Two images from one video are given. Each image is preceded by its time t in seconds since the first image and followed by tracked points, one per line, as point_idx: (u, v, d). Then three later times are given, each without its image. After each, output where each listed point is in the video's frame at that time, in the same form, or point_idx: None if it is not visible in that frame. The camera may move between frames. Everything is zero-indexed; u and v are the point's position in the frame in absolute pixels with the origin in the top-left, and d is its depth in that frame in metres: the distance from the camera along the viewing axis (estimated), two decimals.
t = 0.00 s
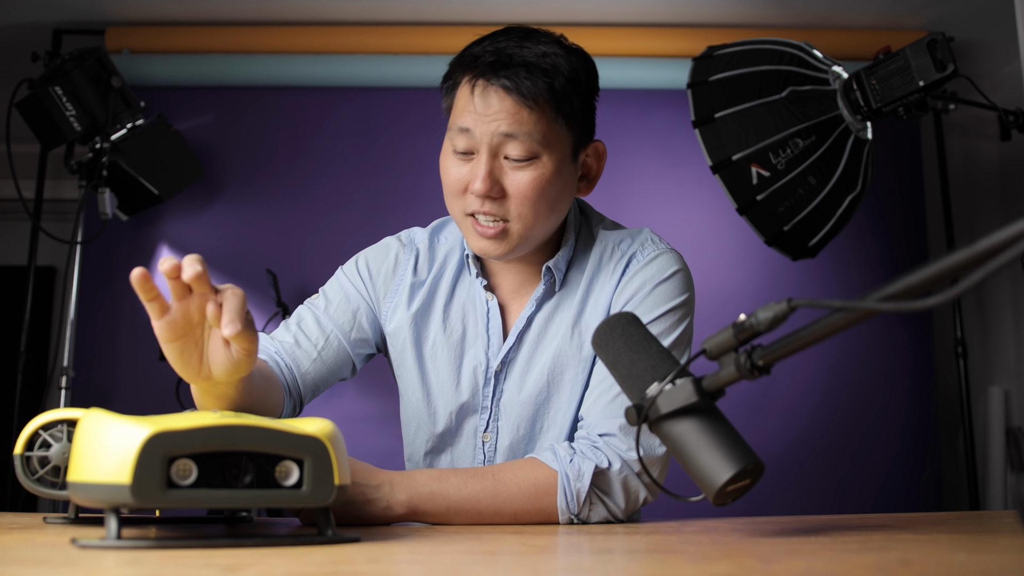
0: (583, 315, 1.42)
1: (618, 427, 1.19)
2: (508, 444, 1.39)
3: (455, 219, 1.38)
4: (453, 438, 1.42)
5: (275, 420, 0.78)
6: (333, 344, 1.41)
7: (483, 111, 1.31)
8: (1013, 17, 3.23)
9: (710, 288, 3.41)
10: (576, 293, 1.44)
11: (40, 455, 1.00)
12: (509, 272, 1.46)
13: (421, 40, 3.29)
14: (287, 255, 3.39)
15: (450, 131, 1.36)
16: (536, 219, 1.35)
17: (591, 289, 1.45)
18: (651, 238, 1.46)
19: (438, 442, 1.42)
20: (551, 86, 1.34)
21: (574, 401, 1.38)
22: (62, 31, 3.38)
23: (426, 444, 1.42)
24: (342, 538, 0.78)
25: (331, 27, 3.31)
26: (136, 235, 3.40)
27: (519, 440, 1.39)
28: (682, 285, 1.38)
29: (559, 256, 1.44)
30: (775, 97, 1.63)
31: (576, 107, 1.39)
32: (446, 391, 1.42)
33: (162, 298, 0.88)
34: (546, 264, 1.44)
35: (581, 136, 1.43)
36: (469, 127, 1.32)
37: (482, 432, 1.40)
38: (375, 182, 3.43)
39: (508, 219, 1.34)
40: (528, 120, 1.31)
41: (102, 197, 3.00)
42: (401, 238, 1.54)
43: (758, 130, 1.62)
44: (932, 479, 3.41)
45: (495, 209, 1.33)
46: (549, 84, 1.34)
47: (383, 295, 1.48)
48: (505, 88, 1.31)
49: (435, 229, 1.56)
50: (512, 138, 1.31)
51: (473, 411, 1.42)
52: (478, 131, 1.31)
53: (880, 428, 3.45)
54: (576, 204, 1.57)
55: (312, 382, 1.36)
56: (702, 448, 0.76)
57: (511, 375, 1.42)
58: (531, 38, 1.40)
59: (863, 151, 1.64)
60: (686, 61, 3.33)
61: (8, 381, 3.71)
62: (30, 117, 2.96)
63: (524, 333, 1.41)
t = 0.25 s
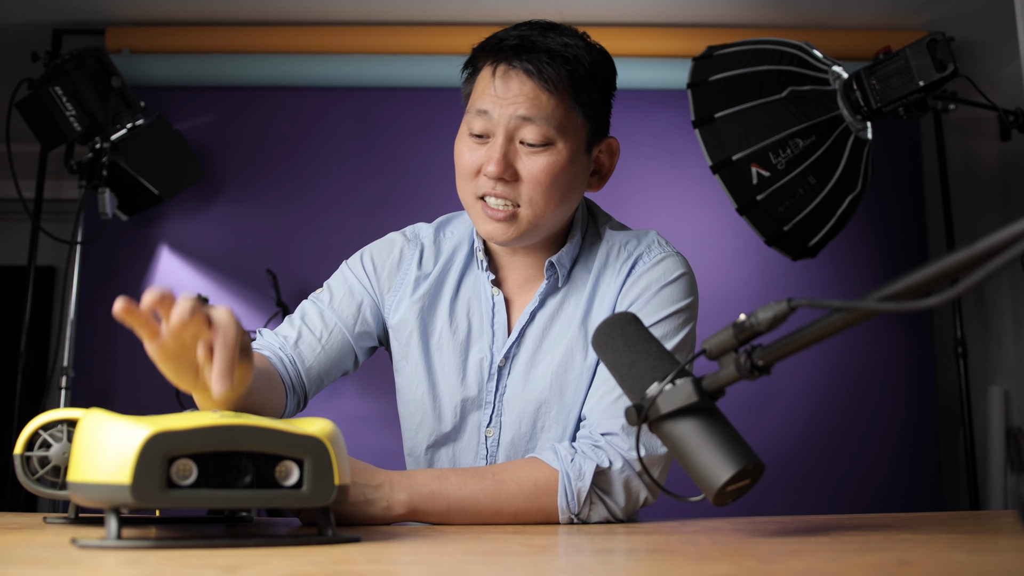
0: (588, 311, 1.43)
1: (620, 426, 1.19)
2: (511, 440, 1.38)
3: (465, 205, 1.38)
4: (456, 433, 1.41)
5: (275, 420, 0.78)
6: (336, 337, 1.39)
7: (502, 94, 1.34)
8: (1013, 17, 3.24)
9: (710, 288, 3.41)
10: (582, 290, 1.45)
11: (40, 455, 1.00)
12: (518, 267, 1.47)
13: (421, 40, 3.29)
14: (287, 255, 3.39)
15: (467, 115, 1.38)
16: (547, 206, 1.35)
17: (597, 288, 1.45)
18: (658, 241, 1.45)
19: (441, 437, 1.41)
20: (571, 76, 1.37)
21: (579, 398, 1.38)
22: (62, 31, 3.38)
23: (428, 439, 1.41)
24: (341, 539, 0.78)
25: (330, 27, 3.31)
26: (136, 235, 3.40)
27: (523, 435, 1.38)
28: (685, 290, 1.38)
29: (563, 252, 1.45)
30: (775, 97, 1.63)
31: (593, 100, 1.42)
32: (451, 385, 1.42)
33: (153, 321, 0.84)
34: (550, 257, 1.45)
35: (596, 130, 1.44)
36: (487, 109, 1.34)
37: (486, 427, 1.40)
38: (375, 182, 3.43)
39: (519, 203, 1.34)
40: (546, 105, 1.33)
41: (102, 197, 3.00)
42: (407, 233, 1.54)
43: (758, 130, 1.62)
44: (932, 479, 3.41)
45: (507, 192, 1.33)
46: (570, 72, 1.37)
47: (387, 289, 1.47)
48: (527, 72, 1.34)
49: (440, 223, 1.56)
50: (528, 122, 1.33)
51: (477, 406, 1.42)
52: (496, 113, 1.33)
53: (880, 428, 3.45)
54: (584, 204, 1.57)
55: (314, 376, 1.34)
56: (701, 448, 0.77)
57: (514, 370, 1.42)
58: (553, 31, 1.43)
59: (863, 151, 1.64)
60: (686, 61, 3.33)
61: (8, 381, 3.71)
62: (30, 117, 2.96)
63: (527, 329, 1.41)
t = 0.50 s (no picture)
0: (592, 311, 1.43)
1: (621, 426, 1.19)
2: (516, 439, 1.39)
3: (471, 201, 1.38)
4: (459, 434, 1.41)
5: (275, 420, 0.78)
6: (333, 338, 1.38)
7: (512, 91, 1.34)
8: (1013, 17, 3.24)
9: (710, 288, 3.41)
10: (587, 291, 1.45)
11: (40, 455, 1.00)
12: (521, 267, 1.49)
13: (420, 40, 3.29)
14: (287, 255, 3.39)
15: (476, 111, 1.38)
16: (554, 203, 1.35)
17: (601, 289, 1.45)
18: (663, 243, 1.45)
19: (445, 436, 1.40)
20: (580, 74, 1.38)
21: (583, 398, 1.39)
22: (62, 31, 3.37)
23: (432, 438, 1.40)
24: (341, 538, 0.78)
25: (330, 27, 3.31)
26: (136, 235, 3.41)
27: (528, 435, 1.38)
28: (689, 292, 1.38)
29: (567, 251, 1.45)
30: (775, 97, 1.63)
31: (600, 99, 1.42)
32: (454, 384, 1.42)
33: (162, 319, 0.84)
34: (553, 260, 1.45)
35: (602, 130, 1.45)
36: (496, 106, 1.35)
37: (489, 426, 1.40)
38: (375, 182, 3.43)
39: (526, 200, 1.34)
40: (554, 103, 1.34)
41: (102, 196, 3.00)
42: (408, 232, 1.53)
43: (758, 131, 1.62)
44: (932, 479, 3.41)
45: (514, 188, 1.33)
46: (580, 69, 1.38)
47: (388, 289, 1.47)
48: (538, 69, 1.35)
49: (441, 223, 1.56)
50: (537, 120, 1.34)
51: (481, 406, 1.42)
52: (505, 110, 1.34)
53: (880, 428, 3.45)
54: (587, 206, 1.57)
55: (311, 376, 1.33)
56: (702, 448, 0.76)
57: (517, 370, 1.42)
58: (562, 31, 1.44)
59: (863, 151, 1.64)
60: (686, 61, 3.33)
61: (8, 380, 3.71)
62: (30, 116, 2.96)
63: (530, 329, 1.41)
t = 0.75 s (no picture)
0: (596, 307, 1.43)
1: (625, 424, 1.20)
2: (518, 435, 1.38)
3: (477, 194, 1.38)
4: (462, 426, 1.40)
5: (275, 420, 0.78)
6: (337, 334, 1.38)
7: (512, 81, 1.36)
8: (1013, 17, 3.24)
9: (710, 288, 3.41)
10: (590, 287, 1.45)
11: (40, 455, 1.00)
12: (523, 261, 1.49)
13: (420, 40, 3.29)
14: (287, 255, 3.39)
15: (479, 104, 1.39)
16: (558, 190, 1.35)
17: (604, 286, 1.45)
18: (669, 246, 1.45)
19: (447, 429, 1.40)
20: (579, 62, 1.39)
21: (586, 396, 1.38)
22: (62, 30, 3.37)
23: (433, 431, 1.40)
24: (342, 538, 0.78)
25: (330, 27, 3.30)
26: (136, 235, 3.40)
27: (530, 429, 1.37)
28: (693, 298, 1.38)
29: (570, 245, 1.45)
30: (775, 97, 1.63)
31: (601, 87, 1.43)
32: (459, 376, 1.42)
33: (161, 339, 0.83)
34: (557, 251, 1.45)
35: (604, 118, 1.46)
36: (498, 97, 1.36)
37: (492, 419, 1.40)
38: (375, 182, 3.43)
39: (530, 187, 1.34)
40: (554, 90, 1.35)
41: (102, 197, 3.00)
42: (414, 228, 1.53)
43: (758, 131, 1.62)
44: (932, 479, 3.41)
45: (518, 176, 1.33)
46: (578, 58, 1.39)
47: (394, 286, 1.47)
48: (537, 58, 1.36)
49: (448, 219, 1.56)
50: (538, 107, 1.35)
51: (484, 399, 1.42)
52: (506, 100, 1.35)
53: (881, 428, 3.45)
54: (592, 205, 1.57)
55: (315, 370, 1.34)
56: (702, 448, 0.76)
57: (519, 362, 1.41)
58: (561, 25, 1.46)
59: (863, 151, 1.64)
60: (687, 61, 3.32)
61: (8, 380, 3.72)
62: (30, 117, 2.96)
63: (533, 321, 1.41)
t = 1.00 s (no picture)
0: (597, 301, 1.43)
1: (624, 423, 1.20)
2: (518, 425, 1.37)
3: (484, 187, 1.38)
4: (462, 417, 1.40)
5: (276, 420, 0.78)
6: (347, 334, 1.38)
7: (516, 74, 1.37)
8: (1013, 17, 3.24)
9: (710, 288, 3.41)
10: (592, 282, 1.44)
11: (40, 455, 1.00)
12: (527, 256, 1.50)
13: (420, 40, 3.29)
14: (287, 255, 3.39)
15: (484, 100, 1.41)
16: (562, 179, 1.34)
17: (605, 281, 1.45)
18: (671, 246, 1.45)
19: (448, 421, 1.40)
20: (581, 54, 1.40)
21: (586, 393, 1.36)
22: (62, 31, 3.37)
23: (435, 422, 1.40)
24: (342, 538, 0.78)
25: (330, 28, 3.30)
26: (136, 235, 3.40)
27: (529, 421, 1.37)
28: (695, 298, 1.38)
29: (574, 240, 1.45)
30: (775, 97, 1.63)
31: (604, 79, 1.44)
32: (461, 369, 1.42)
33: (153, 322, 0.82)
34: (560, 246, 1.45)
35: (608, 111, 1.46)
36: (502, 90, 1.37)
37: (492, 410, 1.40)
38: (375, 182, 3.43)
39: (534, 177, 1.34)
40: (556, 82, 1.36)
41: (102, 197, 3.00)
42: (423, 227, 1.53)
43: (758, 131, 1.62)
44: (932, 479, 3.42)
45: (522, 167, 1.33)
46: (580, 50, 1.40)
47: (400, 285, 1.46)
48: (539, 51, 1.37)
49: (456, 216, 1.56)
50: (540, 98, 1.35)
51: (485, 392, 1.42)
52: (510, 93, 1.36)
53: (881, 427, 3.45)
54: (597, 204, 1.57)
55: (325, 370, 1.34)
56: (702, 449, 0.76)
57: (520, 355, 1.41)
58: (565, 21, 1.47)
59: (863, 151, 1.64)
60: (687, 61, 3.32)
61: (8, 381, 3.72)
62: (30, 117, 2.96)
63: (535, 314, 1.41)
